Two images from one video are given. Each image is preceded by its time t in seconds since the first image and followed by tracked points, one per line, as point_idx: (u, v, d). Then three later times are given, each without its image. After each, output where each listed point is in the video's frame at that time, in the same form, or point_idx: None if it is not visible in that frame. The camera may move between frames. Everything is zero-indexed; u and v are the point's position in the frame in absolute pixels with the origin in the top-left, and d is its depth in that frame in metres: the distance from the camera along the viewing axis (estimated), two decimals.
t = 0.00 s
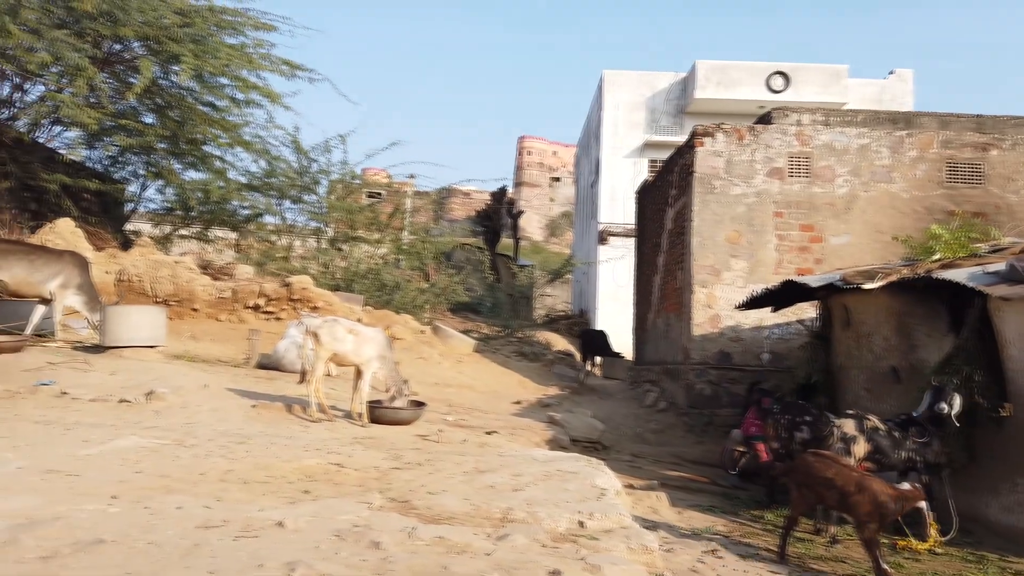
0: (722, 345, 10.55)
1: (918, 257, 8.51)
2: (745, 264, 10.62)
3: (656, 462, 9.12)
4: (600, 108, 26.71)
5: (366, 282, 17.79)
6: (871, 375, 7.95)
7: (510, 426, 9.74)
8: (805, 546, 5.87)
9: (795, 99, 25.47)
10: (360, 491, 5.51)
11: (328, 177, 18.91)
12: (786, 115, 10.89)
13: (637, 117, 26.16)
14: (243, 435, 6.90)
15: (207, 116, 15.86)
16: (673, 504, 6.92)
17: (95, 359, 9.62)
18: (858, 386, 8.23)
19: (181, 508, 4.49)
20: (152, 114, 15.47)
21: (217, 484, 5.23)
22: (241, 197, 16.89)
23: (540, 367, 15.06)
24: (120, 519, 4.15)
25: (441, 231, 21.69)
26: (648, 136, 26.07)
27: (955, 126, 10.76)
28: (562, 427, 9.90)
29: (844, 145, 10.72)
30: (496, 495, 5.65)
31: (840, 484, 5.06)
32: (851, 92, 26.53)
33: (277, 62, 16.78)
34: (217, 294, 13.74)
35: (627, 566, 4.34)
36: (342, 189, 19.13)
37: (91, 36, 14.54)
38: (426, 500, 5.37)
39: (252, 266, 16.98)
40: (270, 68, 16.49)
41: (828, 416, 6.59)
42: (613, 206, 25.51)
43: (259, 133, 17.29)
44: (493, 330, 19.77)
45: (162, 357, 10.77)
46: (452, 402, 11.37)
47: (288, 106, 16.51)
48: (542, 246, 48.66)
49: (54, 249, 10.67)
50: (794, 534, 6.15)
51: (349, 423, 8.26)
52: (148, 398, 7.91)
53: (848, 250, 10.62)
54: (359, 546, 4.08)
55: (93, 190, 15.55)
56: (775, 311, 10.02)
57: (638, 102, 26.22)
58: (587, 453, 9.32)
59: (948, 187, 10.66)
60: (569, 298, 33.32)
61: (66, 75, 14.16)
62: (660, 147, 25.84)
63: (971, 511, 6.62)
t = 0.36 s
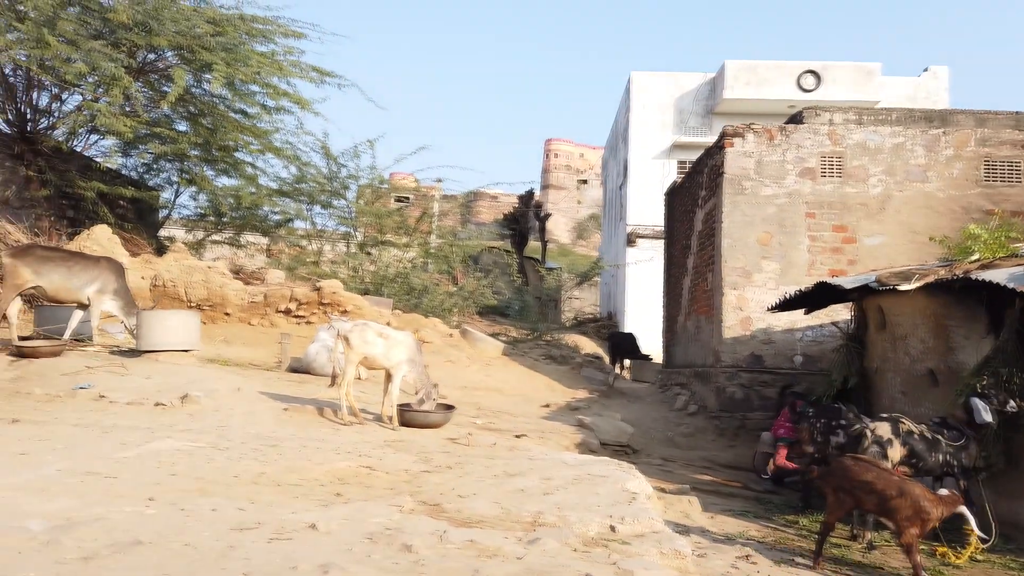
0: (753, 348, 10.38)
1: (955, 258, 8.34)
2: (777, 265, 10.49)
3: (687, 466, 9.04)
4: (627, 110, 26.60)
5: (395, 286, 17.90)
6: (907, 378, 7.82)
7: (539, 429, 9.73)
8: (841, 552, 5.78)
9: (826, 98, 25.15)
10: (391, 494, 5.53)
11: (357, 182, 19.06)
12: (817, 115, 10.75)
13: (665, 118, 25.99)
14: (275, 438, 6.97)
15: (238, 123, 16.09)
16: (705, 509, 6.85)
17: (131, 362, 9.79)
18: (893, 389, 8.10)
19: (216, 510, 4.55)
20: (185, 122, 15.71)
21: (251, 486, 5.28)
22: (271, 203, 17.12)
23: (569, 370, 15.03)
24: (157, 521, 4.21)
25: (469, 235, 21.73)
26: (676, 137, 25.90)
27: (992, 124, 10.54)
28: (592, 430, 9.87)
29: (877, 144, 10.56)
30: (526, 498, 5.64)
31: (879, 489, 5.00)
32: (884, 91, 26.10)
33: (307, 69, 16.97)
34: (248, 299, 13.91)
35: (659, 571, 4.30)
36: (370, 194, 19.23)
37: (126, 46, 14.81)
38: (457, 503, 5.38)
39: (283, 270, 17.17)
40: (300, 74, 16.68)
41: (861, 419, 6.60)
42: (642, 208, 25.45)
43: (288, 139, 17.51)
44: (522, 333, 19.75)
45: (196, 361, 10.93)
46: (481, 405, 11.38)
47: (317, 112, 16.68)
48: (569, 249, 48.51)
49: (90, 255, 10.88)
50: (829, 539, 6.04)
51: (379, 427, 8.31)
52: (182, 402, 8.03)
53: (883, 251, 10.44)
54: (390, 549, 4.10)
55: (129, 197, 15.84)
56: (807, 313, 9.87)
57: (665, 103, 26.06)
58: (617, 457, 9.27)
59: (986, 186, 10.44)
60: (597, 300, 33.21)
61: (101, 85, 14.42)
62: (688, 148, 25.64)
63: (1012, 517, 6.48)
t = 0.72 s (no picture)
0: (786, 351, 10.25)
1: (995, 258, 8.15)
2: (810, 268, 10.36)
3: (720, 471, 8.94)
4: (656, 112, 26.47)
5: (424, 290, 17.95)
6: (946, 382, 7.66)
7: (569, 434, 9.70)
8: (878, 559, 5.68)
9: (858, 97, 24.79)
10: (423, 497, 5.55)
11: (386, 187, 19.21)
12: (850, 114, 10.60)
13: (694, 119, 25.80)
14: (308, 442, 7.04)
15: (270, 130, 16.32)
16: (739, 515, 6.77)
17: (167, 367, 9.95)
18: (932, 393, 7.94)
19: (251, 513, 4.60)
20: (218, 130, 15.96)
21: (285, 489, 5.34)
22: (303, 209, 17.32)
23: (599, 374, 14.96)
24: (195, 523, 4.27)
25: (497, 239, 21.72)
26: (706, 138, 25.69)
27: None
28: (622, 435, 9.81)
29: (913, 143, 10.38)
30: (558, 503, 5.62)
31: (919, 495, 4.90)
32: (920, 90, 25.64)
33: (337, 76, 17.15)
34: (280, 303, 14.07)
35: None
36: (399, 199, 19.34)
37: (162, 56, 15.08)
38: (488, 508, 5.39)
39: (314, 275, 17.35)
40: (330, 82, 16.86)
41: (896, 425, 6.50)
42: (672, 211, 25.23)
43: (319, 146, 17.70)
44: (551, 336, 19.72)
45: (230, 365, 11.07)
46: (511, 409, 11.37)
47: (347, 118, 16.85)
48: (598, 252, 48.32)
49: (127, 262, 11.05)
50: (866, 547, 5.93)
51: (410, 431, 8.35)
52: (217, 406, 8.14)
53: (919, 252, 10.26)
54: (424, 553, 4.11)
55: (164, 204, 16.13)
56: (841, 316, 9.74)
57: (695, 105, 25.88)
58: (649, 462, 9.20)
59: None
60: (627, 304, 33.04)
61: (138, 95, 14.68)
62: (718, 149, 25.43)
63: None
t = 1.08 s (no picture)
0: (818, 355, 10.13)
1: None
2: (843, 271, 10.22)
3: (751, 476, 8.84)
4: (684, 114, 26.32)
5: (451, 295, 17.96)
6: (983, 387, 7.50)
7: (598, 439, 9.65)
8: (915, 567, 5.57)
9: (889, 98, 24.41)
10: (452, 502, 5.56)
11: (413, 192, 19.31)
12: (883, 115, 10.44)
13: (723, 122, 25.60)
14: (338, 445, 7.08)
15: (299, 137, 16.51)
16: (771, 521, 6.68)
17: (200, 371, 10.08)
18: (970, 398, 7.77)
19: (283, 516, 4.63)
20: (248, 138, 16.17)
21: (316, 493, 5.37)
22: (331, 215, 17.51)
23: (627, 378, 14.88)
24: (228, 526, 4.32)
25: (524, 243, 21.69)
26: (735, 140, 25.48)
27: None
28: (652, 440, 9.73)
29: (949, 144, 10.20)
30: (588, 508, 5.59)
31: (957, 502, 4.79)
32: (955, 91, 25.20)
33: (365, 83, 17.30)
34: (310, 308, 14.21)
35: None
36: (427, 204, 19.43)
37: (194, 66, 15.29)
38: (518, 512, 5.37)
39: (343, 280, 17.49)
40: (358, 89, 17.01)
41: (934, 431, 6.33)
42: (699, 214, 25.01)
43: (348, 152, 17.86)
44: (578, 341, 19.69)
45: (261, 369, 11.19)
46: (539, 414, 11.35)
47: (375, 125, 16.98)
48: (625, 256, 48.09)
49: (159, 268, 11.27)
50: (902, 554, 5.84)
51: (439, 435, 8.37)
52: (249, 409, 8.22)
53: (955, 255, 10.07)
54: (454, 557, 4.12)
55: (196, 211, 16.37)
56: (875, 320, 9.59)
57: (723, 107, 25.69)
58: (679, 467, 9.11)
59: None
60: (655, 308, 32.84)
61: (171, 103, 14.89)
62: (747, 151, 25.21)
63: None
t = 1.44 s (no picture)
0: (851, 358, 9.98)
1: None
2: (875, 273, 10.08)
3: (783, 481, 8.73)
4: (711, 116, 26.15)
5: (477, 298, 17.97)
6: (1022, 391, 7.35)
7: (626, 442, 9.59)
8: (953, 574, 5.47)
9: (923, 97, 24.03)
10: (481, 505, 5.56)
11: (439, 196, 19.39)
12: (916, 114, 10.28)
13: (751, 122, 25.37)
14: (367, 448, 7.13)
15: (327, 142, 16.69)
16: (804, 527, 6.59)
17: (231, 374, 10.20)
18: (1008, 403, 7.62)
19: (314, 517, 4.67)
20: (277, 143, 16.35)
21: (346, 495, 5.41)
22: (358, 218, 17.64)
23: (654, 382, 14.78)
24: (262, 527, 4.36)
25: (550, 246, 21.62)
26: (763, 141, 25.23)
27: None
28: (681, 444, 9.64)
29: (984, 143, 10.02)
30: (618, 512, 5.56)
31: (998, 508, 4.71)
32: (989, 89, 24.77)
33: (392, 88, 17.42)
34: (338, 312, 14.33)
35: None
36: (453, 207, 19.51)
37: (224, 73, 15.48)
38: (547, 516, 5.36)
39: (370, 283, 17.60)
40: (385, 93, 17.14)
41: (973, 436, 6.27)
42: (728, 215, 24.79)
43: (375, 156, 18.00)
44: (605, 344, 19.62)
45: (290, 372, 11.30)
46: (566, 417, 11.31)
47: (402, 129, 17.09)
48: (652, 259, 47.82)
49: (192, 272, 11.40)
50: (939, 561, 5.74)
51: (467, 438, 8.37)
52: (280, 412, 8.29)
53: (991, 256, 9.88)
54: (484, 560, 4.11)
55: (226, 216, 16.57)
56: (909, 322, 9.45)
57: (752, 107, 25.46)
58: (708, 471, 9.03)
59: None
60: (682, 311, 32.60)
61: (202, 110, 15.06)
62: (776, 152, 24.96)
63: None
